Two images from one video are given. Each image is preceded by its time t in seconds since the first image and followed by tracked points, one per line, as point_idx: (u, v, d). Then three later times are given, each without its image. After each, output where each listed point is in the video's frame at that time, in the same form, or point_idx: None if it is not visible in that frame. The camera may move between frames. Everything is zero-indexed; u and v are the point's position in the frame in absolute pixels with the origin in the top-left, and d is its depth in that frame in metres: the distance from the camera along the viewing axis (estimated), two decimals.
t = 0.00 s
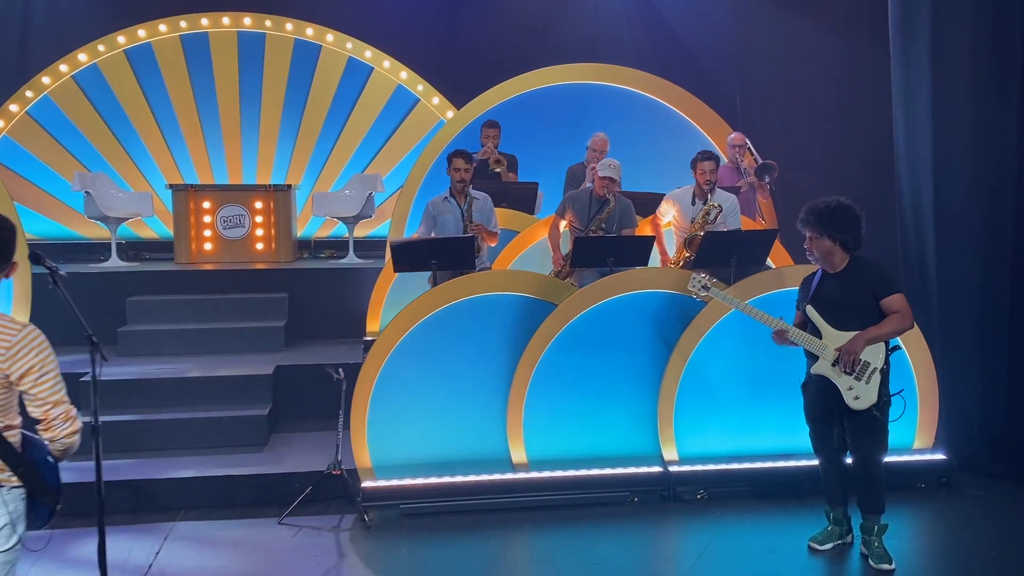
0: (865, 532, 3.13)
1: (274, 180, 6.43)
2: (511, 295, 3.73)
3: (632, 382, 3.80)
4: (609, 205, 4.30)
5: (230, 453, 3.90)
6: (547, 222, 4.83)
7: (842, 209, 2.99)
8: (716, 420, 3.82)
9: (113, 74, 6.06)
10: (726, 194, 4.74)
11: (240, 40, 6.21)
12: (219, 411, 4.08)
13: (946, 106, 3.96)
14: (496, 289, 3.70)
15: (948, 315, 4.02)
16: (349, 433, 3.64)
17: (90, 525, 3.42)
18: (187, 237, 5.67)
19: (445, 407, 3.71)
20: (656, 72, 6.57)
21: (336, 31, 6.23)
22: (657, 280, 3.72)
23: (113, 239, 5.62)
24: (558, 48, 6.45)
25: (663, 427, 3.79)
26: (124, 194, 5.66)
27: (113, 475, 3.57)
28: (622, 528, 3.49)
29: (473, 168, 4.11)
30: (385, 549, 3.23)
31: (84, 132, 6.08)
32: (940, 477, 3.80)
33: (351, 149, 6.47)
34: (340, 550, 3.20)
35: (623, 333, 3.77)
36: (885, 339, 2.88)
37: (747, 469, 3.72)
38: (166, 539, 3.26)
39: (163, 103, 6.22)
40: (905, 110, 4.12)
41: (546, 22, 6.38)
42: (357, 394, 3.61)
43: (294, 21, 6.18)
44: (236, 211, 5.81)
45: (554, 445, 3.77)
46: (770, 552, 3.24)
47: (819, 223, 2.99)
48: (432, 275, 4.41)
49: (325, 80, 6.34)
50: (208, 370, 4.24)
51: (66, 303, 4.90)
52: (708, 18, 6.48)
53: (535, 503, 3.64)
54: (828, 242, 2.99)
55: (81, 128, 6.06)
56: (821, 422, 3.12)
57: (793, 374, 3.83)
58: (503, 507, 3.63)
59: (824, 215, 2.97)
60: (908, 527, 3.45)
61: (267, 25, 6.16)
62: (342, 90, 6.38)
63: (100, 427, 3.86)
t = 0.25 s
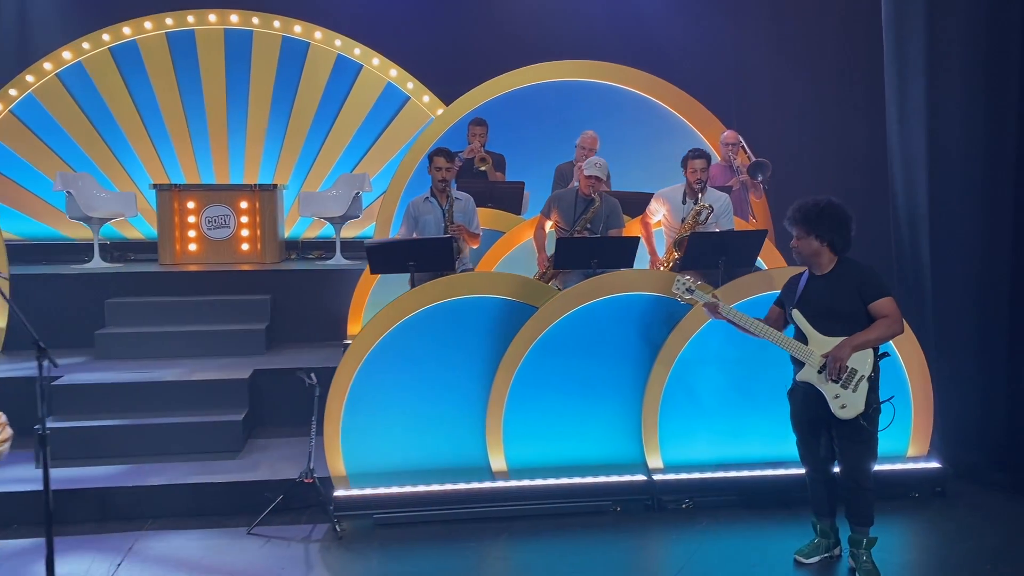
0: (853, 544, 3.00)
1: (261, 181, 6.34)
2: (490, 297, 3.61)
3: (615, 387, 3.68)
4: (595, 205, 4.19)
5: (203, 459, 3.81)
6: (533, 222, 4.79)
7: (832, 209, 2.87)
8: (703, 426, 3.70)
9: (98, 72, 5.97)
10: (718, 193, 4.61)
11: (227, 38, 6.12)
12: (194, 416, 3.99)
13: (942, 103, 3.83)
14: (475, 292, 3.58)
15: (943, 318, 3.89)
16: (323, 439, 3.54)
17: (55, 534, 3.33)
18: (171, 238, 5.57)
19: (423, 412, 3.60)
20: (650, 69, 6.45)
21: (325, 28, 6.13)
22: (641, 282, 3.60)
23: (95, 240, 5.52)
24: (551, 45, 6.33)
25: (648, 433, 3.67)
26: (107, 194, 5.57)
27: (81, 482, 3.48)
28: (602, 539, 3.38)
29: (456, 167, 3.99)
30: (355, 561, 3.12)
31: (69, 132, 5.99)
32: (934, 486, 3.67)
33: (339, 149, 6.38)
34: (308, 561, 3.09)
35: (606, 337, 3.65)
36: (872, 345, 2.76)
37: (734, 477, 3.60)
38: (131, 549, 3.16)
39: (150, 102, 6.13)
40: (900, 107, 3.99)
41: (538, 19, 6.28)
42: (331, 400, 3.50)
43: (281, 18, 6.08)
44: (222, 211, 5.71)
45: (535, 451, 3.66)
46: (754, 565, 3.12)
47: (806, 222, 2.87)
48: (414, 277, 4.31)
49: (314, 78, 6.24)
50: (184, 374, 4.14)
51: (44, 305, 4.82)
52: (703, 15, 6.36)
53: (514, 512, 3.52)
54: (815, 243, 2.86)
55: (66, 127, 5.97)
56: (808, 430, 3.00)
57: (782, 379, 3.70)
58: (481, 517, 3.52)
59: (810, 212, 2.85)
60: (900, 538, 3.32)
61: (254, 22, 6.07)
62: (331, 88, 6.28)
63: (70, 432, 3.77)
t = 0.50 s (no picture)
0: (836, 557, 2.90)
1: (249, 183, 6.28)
2: (468, 300, 3.52)
3: (597, 392, 3.59)
4: (580, 205, 4.10)
5: (177, 465, 3.73)
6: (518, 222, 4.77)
7: (811, 210, 2.77)
8: (687, 432, 3.60)
9: (84, 71, 5.91)
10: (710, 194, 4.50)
11: (215, 36, 6.05)
12: (168, 421, 3.91)
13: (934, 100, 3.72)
14: (452, 294, 3.49)
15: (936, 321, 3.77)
16: (296, 444, 3.45)
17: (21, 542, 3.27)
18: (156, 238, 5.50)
19: (398, 417, 3.51)
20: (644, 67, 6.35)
21: (314, 26, 6.06)
22: (624, 285, 3.50)
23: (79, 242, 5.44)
24: (543, 43, 6.24)
25: (630, 440, 3.57)
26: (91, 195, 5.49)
27: (50, 488, 3.41)
28: (579, 548, 3.28)
29: (436, 167, 3.91)
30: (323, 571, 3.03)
31: (55, 132, 5.95)
32: (925, 494, 3.56)
33: (328, 149, 6.32)
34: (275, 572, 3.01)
35: (587, 340, 3.55)
36: (854, 351, 2.67)
37: (717, 485, 3.50)
38: (95, 558, 3.09)
39: (137, 101, 6.07)
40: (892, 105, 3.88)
41: (530, 16, 6.18)
42: (304, 405, 3.41)
43: (270, 16, 6.03)
44: (208, 211, 5.64)
45: (513, 457, 3.57)
46: None
47: (787, 226, 2.77)
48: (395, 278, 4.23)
49: (303, 77, 6.18)
50: (160, 378, 4.07)
51: (23, 306, 4.75)
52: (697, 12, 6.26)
53: (492, 521, 3.42)
54: (798, 247, 2.77)
55: (52, 127, 5.93)
56: (789, 438, 2.90)
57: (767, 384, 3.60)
58: (458, 525, 3.42)
59: (791, 216, 2.75)
60: (888, 549, 3.21)
61: (242, 20, 6.01)
62: (320, 88, 6.22)
63: (42, 438, 3.71)
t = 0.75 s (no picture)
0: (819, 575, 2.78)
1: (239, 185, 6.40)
2: (445, 305, 3.43)
3: (578, 400, 3.49)
4: (563, 207, 4.01)
5: (151, 473, 3.66)
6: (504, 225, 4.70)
7: (803, 211, 2.66)
8: (671, 442, 3.49)
9: (73, 71, 5.98)
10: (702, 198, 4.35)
11: (205, 36, 6.12)
12: (144, 428, 3.84)
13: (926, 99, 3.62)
14: (429, 299, 3.40)
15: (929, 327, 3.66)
16: (268, 453, 3.36)
17: None
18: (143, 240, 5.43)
19: (373, 425, 3.41)
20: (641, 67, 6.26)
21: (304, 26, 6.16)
22: (605, 289, 3.40)
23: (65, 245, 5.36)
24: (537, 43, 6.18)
25: (612, 449, 3.46)
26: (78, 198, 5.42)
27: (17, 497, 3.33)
28: (556, 562, 3.18)
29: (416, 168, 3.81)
30: None
31: (45, 134, 6.02)
32: (918, 507, 3.44)
33: (319, 150, 6.43)
34: None
35: (567, 346, 3.45)
36: (837, 360, 2.54)
37: (702, 496, 3.39)
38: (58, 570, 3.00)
39: (127, 101, 6.14)
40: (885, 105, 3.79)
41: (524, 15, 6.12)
42: (276, 412, 3.32)
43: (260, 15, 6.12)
44: (196, 213, 5.57)
45: (491, 467, 3.47)
46: None
47: (775, 222, 2.65)
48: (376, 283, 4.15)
49: (294, 77, 6.26)
50: (139, 384, 4.00)
51: (5, 309, 4.69)
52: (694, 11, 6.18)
53: (468, 533, 3.31)
54: (783, 246, 2.65)
55: (43, 128, 6.00)
56: (770, 450, 2.79)
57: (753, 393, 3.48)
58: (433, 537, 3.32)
59: (781, 213, 2.63)
60: (877, 565, 3.08)
61: (232, 20, 6.10)
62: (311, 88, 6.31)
63: (15, 444, 3.64)
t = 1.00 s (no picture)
0: None
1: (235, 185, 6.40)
2: (426, 307, 3.35)
3: (563, 406, 3.39)
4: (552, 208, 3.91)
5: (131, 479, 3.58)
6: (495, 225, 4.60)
7: (783, 212, 2.55)
8: (659, 449, 3.39)
9: (68, 71, 6.00)
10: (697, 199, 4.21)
11: (200, 35, 6.14)
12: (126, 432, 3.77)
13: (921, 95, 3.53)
14: (410, 302, 3.31)
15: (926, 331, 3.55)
16: (245, 458, 3.28)
17: None
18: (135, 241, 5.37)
19: (352, 430, 3.34)
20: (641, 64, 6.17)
21: (299, 24, 6.19)
22: (590, 292, 3.31)
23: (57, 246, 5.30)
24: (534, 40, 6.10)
25: (599, 456, 3.37)
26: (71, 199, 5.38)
27: None
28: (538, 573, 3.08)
29: (402, 168, 3.72)
30: None
31: (40, 134, 6.04)
32: (916, 518, 3.32)
33: (316, 149, 6.42)
34: None
35: (552, 351, 3.36)
36: (821, 368, 2.44)
37: (691, 506, 3.29)
38: None
39: (121, 101, 6.15)
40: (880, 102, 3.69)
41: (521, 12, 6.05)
42: (253, 418, 3.24)
43: (255, 14, 6.15)
44: (189, 214, 5.50)
45: (474, 473, 3.38)
46: None
47: (755, 226, 2.55)
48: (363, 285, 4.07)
49: (289, 75, 6.29)
50: (122, 387, 3.94)
51: None
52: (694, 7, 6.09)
53: (450, 542, 3.22)
54: (766, 251, 2.55)
55: (38, 129, 6.02)
56: (756, 460, 2.68)
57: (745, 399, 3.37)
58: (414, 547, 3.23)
59: (760, 217, 2.53)
60: None
61: (227, 18, 6.13)
62: (307, 87, 6.33)
63: None
